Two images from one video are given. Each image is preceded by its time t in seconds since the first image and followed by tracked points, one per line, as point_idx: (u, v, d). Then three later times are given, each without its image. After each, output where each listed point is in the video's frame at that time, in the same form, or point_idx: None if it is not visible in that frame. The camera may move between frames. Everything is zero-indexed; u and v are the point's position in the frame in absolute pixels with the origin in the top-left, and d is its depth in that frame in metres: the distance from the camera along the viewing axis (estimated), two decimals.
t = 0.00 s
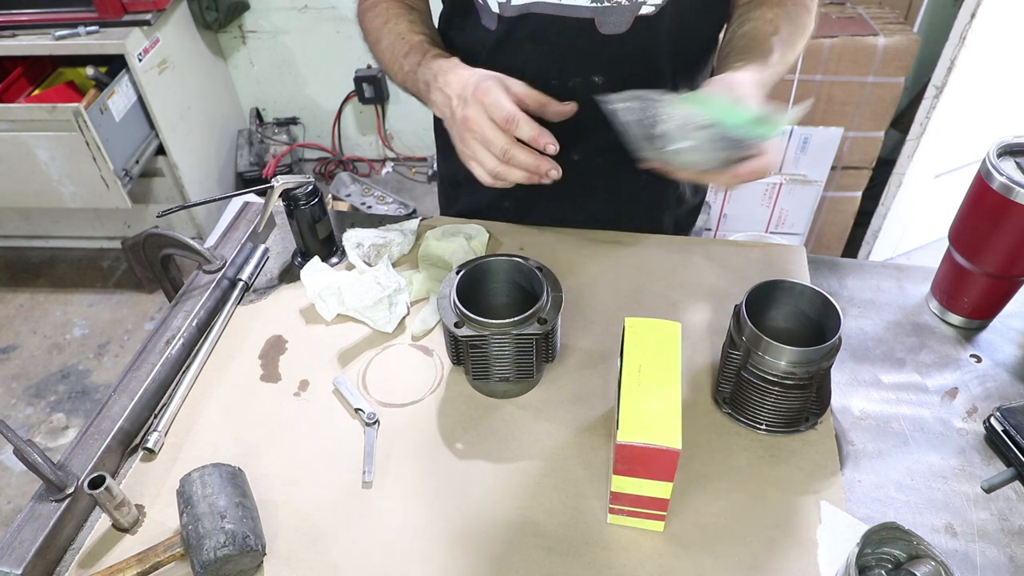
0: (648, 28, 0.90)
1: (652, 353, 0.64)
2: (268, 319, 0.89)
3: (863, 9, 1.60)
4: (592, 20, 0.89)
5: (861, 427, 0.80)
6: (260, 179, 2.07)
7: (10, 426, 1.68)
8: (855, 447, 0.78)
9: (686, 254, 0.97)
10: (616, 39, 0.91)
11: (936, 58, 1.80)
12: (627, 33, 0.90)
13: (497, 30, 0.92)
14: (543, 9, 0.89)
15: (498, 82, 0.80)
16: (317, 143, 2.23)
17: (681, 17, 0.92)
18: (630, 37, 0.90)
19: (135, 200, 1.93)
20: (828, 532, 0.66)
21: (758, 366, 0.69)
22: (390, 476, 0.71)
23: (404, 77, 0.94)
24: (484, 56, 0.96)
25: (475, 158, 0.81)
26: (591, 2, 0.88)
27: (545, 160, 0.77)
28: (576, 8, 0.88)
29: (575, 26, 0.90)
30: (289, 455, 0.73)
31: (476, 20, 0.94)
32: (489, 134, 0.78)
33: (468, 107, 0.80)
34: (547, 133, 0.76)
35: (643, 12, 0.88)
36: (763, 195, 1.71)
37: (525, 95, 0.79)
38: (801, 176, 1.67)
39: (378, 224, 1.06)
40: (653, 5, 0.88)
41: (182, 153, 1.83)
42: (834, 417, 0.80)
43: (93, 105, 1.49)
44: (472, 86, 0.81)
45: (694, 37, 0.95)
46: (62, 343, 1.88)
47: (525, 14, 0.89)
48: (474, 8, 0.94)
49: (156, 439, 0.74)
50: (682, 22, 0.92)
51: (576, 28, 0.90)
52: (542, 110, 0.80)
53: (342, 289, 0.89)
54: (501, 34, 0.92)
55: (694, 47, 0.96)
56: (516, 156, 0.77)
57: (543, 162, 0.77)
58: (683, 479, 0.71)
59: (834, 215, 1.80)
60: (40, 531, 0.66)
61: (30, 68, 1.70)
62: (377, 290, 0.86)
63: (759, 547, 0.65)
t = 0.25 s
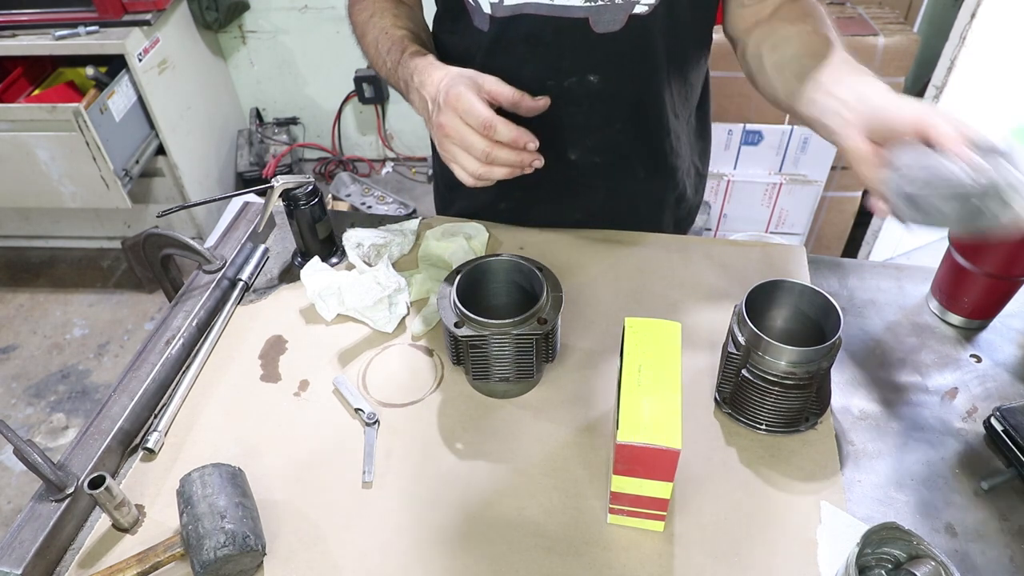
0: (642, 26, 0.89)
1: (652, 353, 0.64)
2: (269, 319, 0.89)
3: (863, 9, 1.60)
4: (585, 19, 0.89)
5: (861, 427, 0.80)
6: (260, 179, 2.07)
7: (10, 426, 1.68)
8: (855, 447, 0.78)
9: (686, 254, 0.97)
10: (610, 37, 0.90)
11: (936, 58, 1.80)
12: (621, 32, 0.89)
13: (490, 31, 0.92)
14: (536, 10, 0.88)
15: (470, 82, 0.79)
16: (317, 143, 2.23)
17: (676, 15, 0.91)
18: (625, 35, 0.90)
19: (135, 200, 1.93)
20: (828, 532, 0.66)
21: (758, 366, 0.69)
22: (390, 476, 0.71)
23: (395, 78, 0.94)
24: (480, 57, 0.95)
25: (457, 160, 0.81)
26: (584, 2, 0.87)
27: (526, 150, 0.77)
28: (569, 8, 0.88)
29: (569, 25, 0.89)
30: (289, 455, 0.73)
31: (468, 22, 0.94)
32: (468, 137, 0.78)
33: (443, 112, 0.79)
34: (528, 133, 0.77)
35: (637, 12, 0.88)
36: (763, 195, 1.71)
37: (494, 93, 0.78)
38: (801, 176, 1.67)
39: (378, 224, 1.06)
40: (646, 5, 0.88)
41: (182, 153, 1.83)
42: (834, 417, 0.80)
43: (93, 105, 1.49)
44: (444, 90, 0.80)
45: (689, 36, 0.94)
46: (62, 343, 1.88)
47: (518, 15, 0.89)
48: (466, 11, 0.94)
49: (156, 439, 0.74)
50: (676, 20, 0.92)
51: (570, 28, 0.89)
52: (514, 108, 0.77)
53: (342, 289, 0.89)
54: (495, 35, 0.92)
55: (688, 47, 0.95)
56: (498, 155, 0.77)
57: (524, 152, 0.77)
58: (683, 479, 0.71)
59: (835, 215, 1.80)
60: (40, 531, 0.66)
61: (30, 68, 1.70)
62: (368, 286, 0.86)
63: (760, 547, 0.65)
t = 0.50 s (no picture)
0: (636, 27, 0.89)
1: (652, 354, 0.65)
2: (269, 319, 0.89)
3: (863, 9, 1.60)
4: (580, 19, 0.88)
5: (861, 427, 0.80)
6: (260, 179, 2.07)
7: (10, 426, 1.68)
8: (855, 447, 0.78)
9: (686, 255, 0.97)
10: (605, 37, 0.90)
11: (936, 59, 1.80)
12: (615, 32, 0.89)
13: (485, 32, 0.91)
14: (531, 10, 0.88)
15: (466, 90, 0.80)
16: (317, 143, 2.23)
17: (671, 16, 0.91)
18: (620, 34, 0.89)
19: (135, 200, 1.93)
20: (828, 532, 0.66)
21: (758, 366, 0.69)
22: (390, 476, 0.71)
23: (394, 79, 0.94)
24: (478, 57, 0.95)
25: (449, 168, 0.81)
26: (579, 2, 0.87)
27: (520, 163, 0.78)
28: (564, 8, 0.88)
29: (564, 26, 0.89)
30: (289, 455, 0.73)
31: (465, 24, 0.95)
32: (464, 145, 0.78)
33: (438, 118, 0.79)
34: (523, 148, 0.78)
35: (631, 12, 0.88)
36: (763, 195, 1.71)
37: (491, 103, 0.79)
38: (801, 176, 1.67)
39: (378, 224, 1.05)
40: (641, 7, 0.87)
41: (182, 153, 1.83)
42: (834, 417, 0.80)
43: (93, 105, 1.49)
44: (439, 96, 0.80)
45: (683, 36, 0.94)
46: (62, 343, 1.88)
47: (512, 16, 0.89)
48: (462, 11, 0.93)
49: (156, 439, 0.74)
50: (671, 20, 0.92)
51: (565, 27, 0.89)
52: (509, 121, 0.80)
53: (342, 289, 0.89)
54: (490, 35, 0.91)
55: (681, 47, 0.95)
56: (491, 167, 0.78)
57: (518, 165, 0.78)
58: (683, 478, 0.71)
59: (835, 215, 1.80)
60: (40, 531, 0.66)
61: (30, 68, 1.70)
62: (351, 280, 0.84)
63: (760, 547, 0.65)
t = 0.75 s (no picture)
0: (632, 26, 0.89)
1: (652, 354, 0.65)
2: (269, 319, 0.89)
3: (863, 9, 1.60)
4: (576, 18, 0.88)
5: (861, 427, 0.80)
6: (260, 179, 2.06)
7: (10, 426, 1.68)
8: (855, 447, 0.78)
9: (686, 255, 0.97)
10: (601, 36, 0.90)
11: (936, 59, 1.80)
12: (612, 30, 0.89)
13: (481, 31, 0.92)
14: (527, 9, 0.88)
15: (461, 97, 0.81)
16: (317, 143, 2.23)
17: (668, 16, 0.91)
18: (616, 33, 0.89)
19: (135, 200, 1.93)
20: (828, 532, 0.65)
21: (758, 366, 0.69)
22: (390, 476, 0.71)
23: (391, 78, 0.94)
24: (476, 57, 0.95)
25: (442, 174, 0.81)
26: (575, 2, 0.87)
27: (512, 172, 0.78)
28: (560, 8, 0.88)
29: (559, 25, 0.89)
30: (289, 456, 0.73)
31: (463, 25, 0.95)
32: (457, 152, 0.78)
33: (433, 125, 0.80)
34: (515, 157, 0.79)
35: (626, 12, 0.88)
36: (763, 195, 1.71)
37: (484, 109, 0.80)
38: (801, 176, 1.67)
39: (378, 224, 1.05)
40: (635, 6, 0.87)
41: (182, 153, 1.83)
42: (834, 417, 0.80)
43: (93, 105, 1.49)
44: (434, 103, 0.81)
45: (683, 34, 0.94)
46: (62, 343, 1.88)
47: (507, 15, 0.89)
48: (458, 10, 0.93)
49: (156, 439, 0.74)
50: (669, 21, 0.91)
51: (561, 26, 0.89)
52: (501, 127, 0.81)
53: (342, 289, 0.89)
54: (486, 34, 0.91)
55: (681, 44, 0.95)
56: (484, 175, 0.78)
57: (510, 173, 0.79)
58: (683, 478, 0.71)
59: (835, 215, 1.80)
60: (40, 531, 0.66)
61: (30, 68, 1.70)
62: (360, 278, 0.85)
63: (759, 547, 0.65)
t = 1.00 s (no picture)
0: (634, 26, 0.89)
1: (652, 353, 0.65)
2: (269, 319, 0.89)
3: (863, 9, 1.60)
4: (578, 17, 0.88)
5: (861, 427, 0.80)
6: (260, 179, 2.06)
7: (10, 426, 1.68)
8: (855, 447, 0.78)
9: (686, 254, 0.97)
10: (603, 35, 0.90)
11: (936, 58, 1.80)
12: (615, 29, 0.89)
13: (485, 30, 0.92)
14: (530, 8, 0.87)
15: (459, 106, 0.81)
16: (317, 143, 2.23)
17: (670, 15, 0.91)
18: (618, 32, 0.89)
19: (135, 200, 1.93)
20: (828, 532, 0.65)
21: (758, 366, 0.69)
22: (390, 476, 0.71)
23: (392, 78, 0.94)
24: (478, 57, 0.95)
25: (438, 184, 0.81)
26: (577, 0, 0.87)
27: (508, 184, 0.78)
28: (562, 6, 0.87)
29: (562, 24, 0.89)
30: (288, 455, 0.73)
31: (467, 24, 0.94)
32: (454, 161, 0.78)
33: (430, 134, 0.80)
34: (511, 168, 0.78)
35: (629, 10, 0.87)
36: (763, 195, 1.71)
37: (482, 119, 0.80)
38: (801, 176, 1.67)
39: (378, 224, 1.05)
40: (639, 4, 0.87)
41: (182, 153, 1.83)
42: (834, 417, 0.80)
43: (93, 105, 1.49)
44: (433, 112, 0.81)
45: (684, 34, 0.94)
46: (62, 343, 1.88)
47: (511, 13, 0.88)
48: (462, 10, 0.93)
49: (156, 439, 0.74)
50: (670, 20, 0.91)
51: (563, 25, 0.89)
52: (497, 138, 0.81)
53: (342, 289, 0.89)
54: (490, 33, 0.91)
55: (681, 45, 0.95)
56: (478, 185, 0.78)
57: (506, 185, 0.78)
58: (683, 478, 0.71)
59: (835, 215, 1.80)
60: (40, 531, 0.66)
61: (30, 68, 1.70)
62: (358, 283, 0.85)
63: (759, 546, 0.65)
